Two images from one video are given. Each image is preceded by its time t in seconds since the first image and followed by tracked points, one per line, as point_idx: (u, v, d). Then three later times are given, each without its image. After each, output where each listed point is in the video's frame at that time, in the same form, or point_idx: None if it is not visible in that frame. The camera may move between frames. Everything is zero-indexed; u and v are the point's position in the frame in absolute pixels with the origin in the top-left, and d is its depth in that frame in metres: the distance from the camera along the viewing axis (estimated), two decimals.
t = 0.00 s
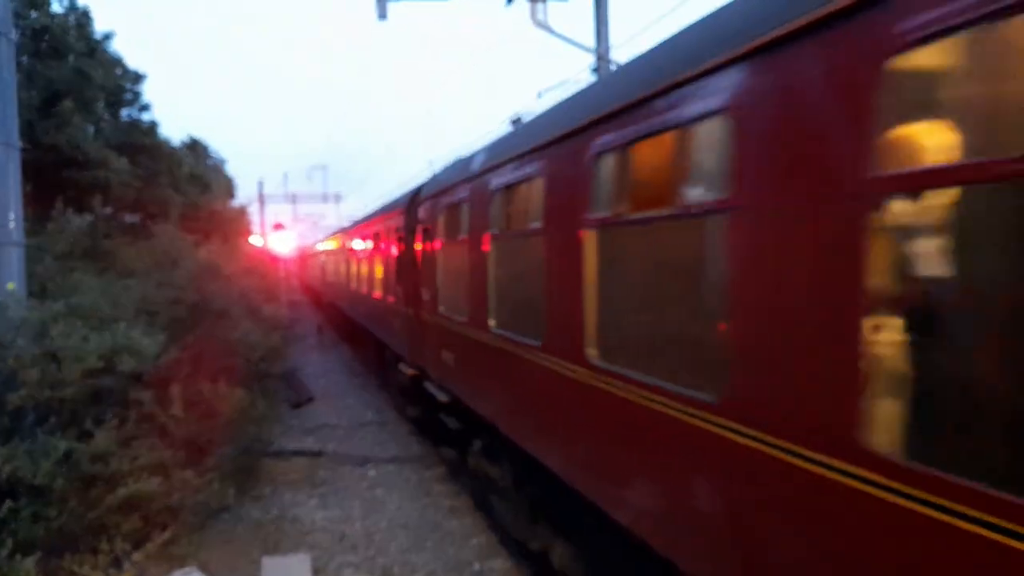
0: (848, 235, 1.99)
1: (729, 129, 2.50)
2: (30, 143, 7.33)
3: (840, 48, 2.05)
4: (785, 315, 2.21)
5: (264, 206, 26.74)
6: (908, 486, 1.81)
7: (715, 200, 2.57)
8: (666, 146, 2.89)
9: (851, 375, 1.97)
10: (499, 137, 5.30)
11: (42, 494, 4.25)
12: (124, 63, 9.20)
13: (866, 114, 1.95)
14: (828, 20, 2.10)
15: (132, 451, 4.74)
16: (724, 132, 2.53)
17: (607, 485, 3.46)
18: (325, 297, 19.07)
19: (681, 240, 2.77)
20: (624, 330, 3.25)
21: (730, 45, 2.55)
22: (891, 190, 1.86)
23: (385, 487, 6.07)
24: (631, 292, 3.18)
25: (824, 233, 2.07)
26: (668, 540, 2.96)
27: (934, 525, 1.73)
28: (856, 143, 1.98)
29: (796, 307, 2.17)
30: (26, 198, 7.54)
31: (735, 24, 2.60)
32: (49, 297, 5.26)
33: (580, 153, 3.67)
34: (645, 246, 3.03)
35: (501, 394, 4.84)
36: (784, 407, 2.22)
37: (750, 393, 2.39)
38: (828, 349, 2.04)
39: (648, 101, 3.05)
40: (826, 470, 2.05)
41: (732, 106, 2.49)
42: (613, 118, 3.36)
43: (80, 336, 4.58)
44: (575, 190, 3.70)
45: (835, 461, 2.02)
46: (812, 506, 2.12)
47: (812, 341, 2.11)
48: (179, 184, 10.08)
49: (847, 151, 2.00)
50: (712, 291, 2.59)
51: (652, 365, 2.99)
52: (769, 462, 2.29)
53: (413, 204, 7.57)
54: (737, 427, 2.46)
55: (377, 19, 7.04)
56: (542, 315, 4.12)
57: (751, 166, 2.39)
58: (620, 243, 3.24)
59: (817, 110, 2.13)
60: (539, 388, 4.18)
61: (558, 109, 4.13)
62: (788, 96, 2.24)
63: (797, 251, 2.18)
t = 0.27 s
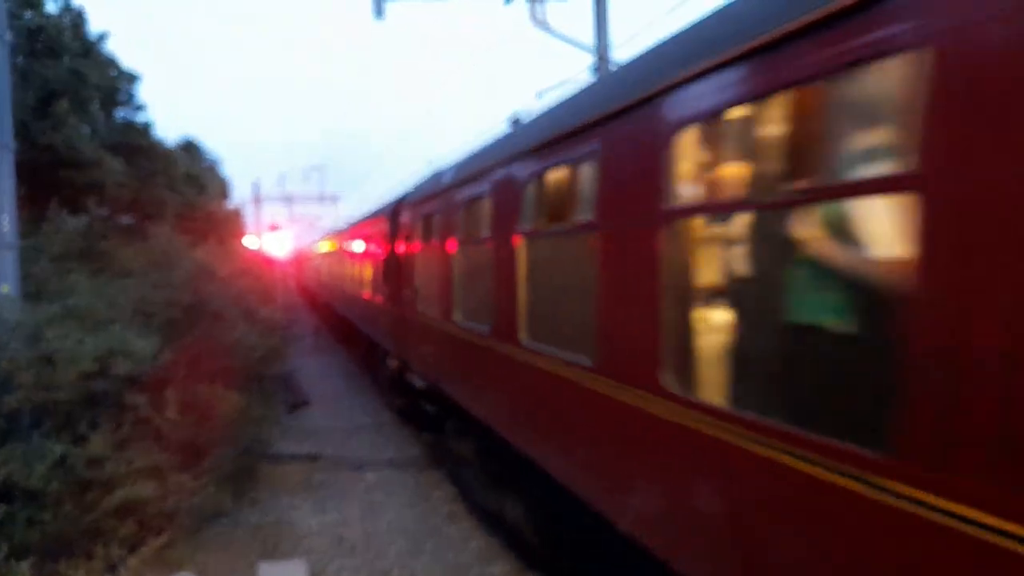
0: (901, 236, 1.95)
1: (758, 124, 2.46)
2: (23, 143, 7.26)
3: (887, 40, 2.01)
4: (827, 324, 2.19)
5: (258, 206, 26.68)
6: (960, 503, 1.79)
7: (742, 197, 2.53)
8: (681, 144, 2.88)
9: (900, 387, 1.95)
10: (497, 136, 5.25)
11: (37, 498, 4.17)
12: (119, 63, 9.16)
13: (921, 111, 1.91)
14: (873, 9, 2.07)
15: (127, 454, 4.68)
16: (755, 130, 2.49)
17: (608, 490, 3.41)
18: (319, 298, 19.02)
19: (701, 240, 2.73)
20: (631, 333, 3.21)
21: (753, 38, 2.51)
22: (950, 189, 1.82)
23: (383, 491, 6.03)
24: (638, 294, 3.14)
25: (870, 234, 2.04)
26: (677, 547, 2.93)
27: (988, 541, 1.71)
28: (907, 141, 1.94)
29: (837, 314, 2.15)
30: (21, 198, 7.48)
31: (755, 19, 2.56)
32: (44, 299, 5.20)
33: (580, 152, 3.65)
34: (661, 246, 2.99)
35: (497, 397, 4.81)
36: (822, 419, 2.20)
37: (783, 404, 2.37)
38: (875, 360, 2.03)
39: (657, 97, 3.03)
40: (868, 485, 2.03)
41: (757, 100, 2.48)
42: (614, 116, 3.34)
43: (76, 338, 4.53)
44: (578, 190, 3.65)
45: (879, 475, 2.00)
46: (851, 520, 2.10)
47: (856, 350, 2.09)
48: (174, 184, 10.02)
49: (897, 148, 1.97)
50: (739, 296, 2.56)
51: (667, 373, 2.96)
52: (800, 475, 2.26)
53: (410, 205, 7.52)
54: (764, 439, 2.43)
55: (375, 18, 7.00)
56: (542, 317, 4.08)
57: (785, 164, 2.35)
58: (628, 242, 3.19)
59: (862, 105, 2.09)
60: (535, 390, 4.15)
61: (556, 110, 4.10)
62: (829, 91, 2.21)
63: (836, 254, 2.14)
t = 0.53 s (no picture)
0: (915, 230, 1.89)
1: (762, 118, 2.41)
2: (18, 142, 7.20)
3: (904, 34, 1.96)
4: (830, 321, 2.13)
5: (256, 205, 26.65)
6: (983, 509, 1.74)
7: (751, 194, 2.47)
8: (674, 141, 2.84)
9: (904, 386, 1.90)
10: (495, 135, 5.21)
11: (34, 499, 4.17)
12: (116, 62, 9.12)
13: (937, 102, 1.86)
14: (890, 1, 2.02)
15: (125, 455, 4.66)
16: (756, 123, 2.44)
17: (609, 492, 3.36)
18: (317, 298, 18.99)
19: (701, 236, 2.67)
20: (633, 333, 3.16)
21: (757, 33, 2.46)
22: (967, 182, 1.77)
23: (383, 491, 6.00)
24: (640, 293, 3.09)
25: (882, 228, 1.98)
26: (678, 552, 2.87)
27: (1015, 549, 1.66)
28: (923, 134, 1.89)
29: (840, 311, 2.09)
30: (15, 198, 7.43)
31: (758, 13, 2.51)
32: (39, 300, 5.16)
33: (577, 150, 3.62)
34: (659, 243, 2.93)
35: (496, 397, 4.78)
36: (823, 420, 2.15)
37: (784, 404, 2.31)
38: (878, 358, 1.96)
39: (655, 96, 3.00)
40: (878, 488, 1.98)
41: (756, 98, 2.45)
42: (614, 115, 3.31)
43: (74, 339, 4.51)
44: (575, 188, 3.60)
45: (888, 478, 1.95)
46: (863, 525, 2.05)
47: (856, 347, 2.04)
48: (171, 184, 9.97)
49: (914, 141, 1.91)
50: (741, 294, 2.50)
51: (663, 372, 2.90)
52: (806, 478, 2.21)
53: (407, 204, 7.49)
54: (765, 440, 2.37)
55: (373, 16, 6.96)
56: (540, 317, 4.05)
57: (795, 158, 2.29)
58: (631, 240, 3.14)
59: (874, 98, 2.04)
60: (534, 390, 4.12)
61: (554, 108, 4.06)
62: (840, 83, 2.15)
63: (844, 249, 2.09)
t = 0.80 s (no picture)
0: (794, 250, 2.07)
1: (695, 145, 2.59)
2: (41, 149, 7.49)
3: (784, 72, 2.13)
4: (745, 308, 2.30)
5: (268, 208, 27.00)
6: (847, 469, 1.91)
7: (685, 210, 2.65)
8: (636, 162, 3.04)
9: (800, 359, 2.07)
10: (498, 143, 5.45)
11: (54, 492, 4.30)
12: (133, 71, 9.52)
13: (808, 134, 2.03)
14: (777, 31, 2.18)
15: (142, 449, 4.90)
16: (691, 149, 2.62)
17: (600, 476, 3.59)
18: (329, 299, 19.30)
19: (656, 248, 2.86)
20: (609, 329, 3.34)
21: (689, 71, 2.66)
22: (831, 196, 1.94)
23: (389, 483, 6.22)
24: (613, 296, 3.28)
25: (773, 244, 2.15)
26: (649, 531, 3.06)
27: (876, 504, 1.81)
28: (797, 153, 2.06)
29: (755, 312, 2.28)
30: (39, 203, 7.71)
31: (699, 45, 2.69)
32: (60, 300, 5.39)
33: (567, 162, 3.84)
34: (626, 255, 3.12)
35: (501, 392, 5.02)
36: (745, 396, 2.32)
37: (725, 390, 2.45)
38: (784, 342, 2.14)
39: (622, 118, 3.21)
40: (780, 456, 2.15)
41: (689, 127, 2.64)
42: (593, 132, 3.52)
43: (91, 338, 4.75)
44: (565, 196, 3.82)
45: (788, 447, 2.11)
46: (771, 493, 2.21)
47: (767, 335, 2.21)
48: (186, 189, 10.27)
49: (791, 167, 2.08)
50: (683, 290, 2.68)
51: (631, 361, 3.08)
52: (736, 451, 2.39)
53: (415, 208, 7.73)
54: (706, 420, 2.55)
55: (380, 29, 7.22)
56: (538, 316, 4.27)
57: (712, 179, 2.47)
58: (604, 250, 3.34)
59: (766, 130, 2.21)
60: (536, 384, 4.36)
61: (550, 120, 4.29)
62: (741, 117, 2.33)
63: (752, 258, 2.26)
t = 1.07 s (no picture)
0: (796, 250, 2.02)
1: (696, 144, 2.53)
2: (42, 147, 7.46)
3: (790, 70, 2.07)
4: (743, 307, 2.24)
5: (271, 207, 26.99)
6: (845, 470, 1.85)
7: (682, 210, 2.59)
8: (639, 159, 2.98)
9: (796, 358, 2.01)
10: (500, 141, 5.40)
11: (54, 492, 4.25)
12: (135, 69, 9.50)
13: (810, 133, 1.98)
14: (782, 28, 2.11)
15: (143, 449, 4.85)
16: (692, 149, 2.55)
17: (598, 478, 3.54)
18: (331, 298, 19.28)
19: (655, 249, 2.80)
20: (610, 327, 3.28)
21: (692, 70, 2.60)
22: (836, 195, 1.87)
23: (391, 484, 6.18)
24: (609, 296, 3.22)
25: (779, 242, 2.08)
26: (648, 534, 3.01)
27: (873, 507, 1.76)
28: (805, 151, 1.99)
29: (751, 313, 2.22)
30: (39, 202, 7.67)
31: (704, 41, 2.62)
32: (60, 299, 5.35)
33: (568, 160, 3.78)
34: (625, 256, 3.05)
35: (503, 393, 4.97)
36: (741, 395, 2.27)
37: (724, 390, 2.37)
38: (781, 341, 2.08)
39: (624, 116, 3.15)
40: (778, 456, 2.09)
41: (690, 124, 2.58)
42: (595, 130, 3.46)
43: (91, 337, 4.70)
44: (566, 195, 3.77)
45: (786, 446, 2.06)
46: (766, 495, 2.16)
47: (769, 335, 2.14)
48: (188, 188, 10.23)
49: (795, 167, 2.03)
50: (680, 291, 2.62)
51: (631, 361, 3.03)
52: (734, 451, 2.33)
53: (418, 207, 7.68)
54: (704, 420, 2.49)
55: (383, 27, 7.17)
56: (539, 316, 4.22)
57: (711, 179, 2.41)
58: (602, 252, 3.27)
59: (768, 129, 2.16)
60: (537, 385, 4.31)
61: (552, 118, 4.24)
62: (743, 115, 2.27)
63: (756, 258, 2.19)
